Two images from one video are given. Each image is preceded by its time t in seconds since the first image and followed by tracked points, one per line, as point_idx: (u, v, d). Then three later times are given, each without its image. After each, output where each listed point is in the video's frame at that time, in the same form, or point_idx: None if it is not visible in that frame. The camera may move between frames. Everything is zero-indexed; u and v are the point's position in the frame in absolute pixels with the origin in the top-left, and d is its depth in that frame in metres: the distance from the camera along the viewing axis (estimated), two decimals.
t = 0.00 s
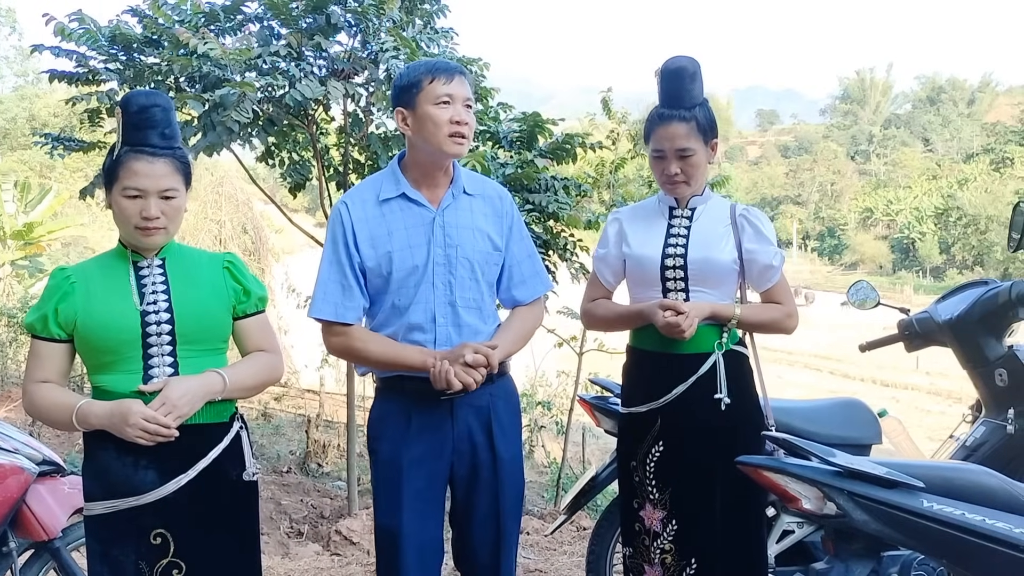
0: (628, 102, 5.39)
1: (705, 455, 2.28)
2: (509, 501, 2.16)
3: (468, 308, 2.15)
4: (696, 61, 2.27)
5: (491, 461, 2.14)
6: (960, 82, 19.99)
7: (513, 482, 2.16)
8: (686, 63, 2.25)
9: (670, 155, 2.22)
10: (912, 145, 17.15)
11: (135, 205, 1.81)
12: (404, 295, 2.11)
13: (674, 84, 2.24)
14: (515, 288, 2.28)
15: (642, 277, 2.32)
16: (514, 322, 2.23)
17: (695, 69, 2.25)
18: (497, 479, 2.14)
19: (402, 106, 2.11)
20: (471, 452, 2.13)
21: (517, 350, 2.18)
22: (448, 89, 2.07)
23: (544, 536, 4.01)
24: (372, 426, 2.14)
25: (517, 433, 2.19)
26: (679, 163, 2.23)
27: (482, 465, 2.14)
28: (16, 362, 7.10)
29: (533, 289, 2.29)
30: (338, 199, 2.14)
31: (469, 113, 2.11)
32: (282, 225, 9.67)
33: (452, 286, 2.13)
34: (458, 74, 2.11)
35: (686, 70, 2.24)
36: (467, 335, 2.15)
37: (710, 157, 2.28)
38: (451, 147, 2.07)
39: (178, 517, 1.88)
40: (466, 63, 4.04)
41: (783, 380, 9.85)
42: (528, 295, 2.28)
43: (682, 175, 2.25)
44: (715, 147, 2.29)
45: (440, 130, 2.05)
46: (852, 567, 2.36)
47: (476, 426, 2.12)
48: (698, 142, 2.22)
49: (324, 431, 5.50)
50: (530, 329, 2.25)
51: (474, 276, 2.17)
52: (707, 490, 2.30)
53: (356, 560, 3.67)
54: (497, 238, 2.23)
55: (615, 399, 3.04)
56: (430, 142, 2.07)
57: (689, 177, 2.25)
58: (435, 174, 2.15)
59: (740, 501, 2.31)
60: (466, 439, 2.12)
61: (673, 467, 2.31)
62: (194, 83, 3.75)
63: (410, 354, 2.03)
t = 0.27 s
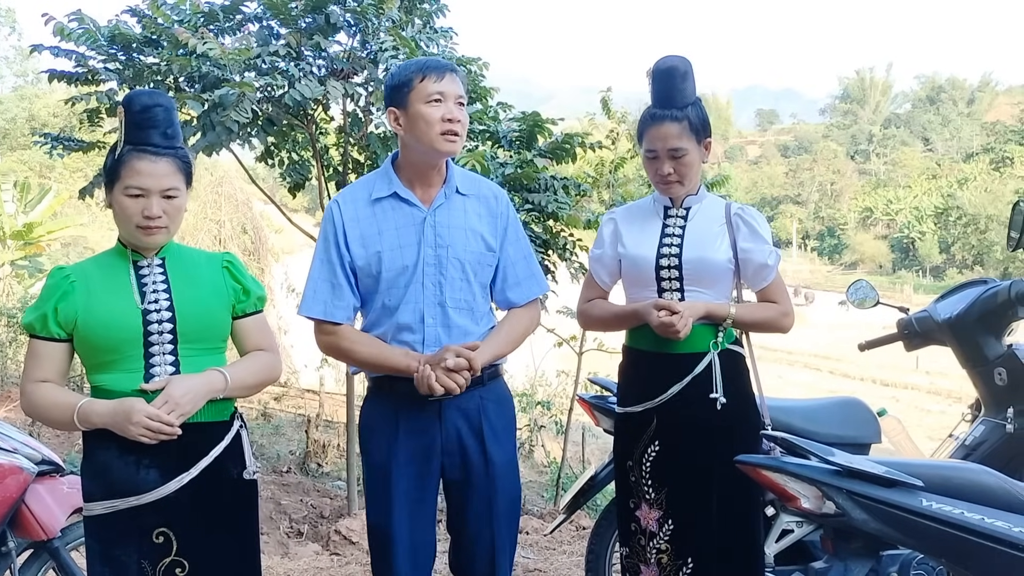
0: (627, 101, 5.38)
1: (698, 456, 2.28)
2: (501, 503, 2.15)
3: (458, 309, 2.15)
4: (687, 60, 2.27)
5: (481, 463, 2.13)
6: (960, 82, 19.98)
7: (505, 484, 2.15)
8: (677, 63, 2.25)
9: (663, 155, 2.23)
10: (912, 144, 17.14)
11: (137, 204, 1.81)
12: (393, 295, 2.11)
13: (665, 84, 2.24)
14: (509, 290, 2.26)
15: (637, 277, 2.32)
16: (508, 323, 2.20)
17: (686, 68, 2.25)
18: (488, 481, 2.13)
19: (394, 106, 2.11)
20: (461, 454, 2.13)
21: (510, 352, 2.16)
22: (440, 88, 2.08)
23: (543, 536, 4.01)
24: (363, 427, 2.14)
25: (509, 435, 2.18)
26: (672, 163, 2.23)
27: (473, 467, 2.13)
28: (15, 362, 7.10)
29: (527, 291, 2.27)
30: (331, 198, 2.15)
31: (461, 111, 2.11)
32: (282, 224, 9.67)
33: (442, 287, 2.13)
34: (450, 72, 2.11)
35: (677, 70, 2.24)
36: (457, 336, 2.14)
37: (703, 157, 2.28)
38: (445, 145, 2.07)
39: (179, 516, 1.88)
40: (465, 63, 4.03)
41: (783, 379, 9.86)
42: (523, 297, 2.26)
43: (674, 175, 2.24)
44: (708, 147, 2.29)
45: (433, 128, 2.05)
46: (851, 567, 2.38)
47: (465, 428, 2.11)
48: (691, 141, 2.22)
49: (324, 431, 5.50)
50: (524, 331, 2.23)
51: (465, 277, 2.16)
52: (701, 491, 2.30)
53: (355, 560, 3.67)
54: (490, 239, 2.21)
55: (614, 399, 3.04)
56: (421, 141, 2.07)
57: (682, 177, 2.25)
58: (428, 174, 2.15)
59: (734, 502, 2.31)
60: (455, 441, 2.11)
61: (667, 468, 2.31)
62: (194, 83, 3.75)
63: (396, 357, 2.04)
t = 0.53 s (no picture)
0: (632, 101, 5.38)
1: (702, 456, 2.28)
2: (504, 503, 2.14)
3: (458, 310, 2.15)
4: (691, 59, 2.27)
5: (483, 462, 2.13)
6: (966, 81, 19.92)
7: (509, 484, 2.14)
8: (681, 62, 2.25)
9: (667, 155, 2.23)
10: (918, 144, 17.09)
11: (143, 203, 1.82)
12: (393, 296, 2.11)
13: (669, 84, 2.24)
14: (507, 290, 2.27)
15: (642, 276, 2.32)
16: (506, 324, 2.21)
17: (690, 67, 2.25)
18: (490, 480, 2.13)
19: (394, 107, 2.11)
20: (463, 453, 2.12)
21: (509, 352, 2.18)
22: (440, 89, 2.08)
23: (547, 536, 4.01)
24: (364, 428, 2.14)
25: (511, 433, 2.18)
26: (676, 162, 2.23)
27: (474, 466, 2.12)
28: (22, 362, 7.12)
29: (525, 292, 2.27)
30: (331, 198, 2.15)
31: (462, 112, 2.11)
32: (287, 224, 9.70)
33: (442, 287, 2.13)
34: (451, 73, 2.11)
35: (681, 69, 2.24)
36: (457, 336, 2.15)
37: (708, 156, 2.27)
38: (445, 146, 2.08)
39: (184, 515, 1.89)
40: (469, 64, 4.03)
41: (789, 379, 9.84)
42: (521, 298, 2.27)
43: (679, 174, 2.25)
44: (713, 146, 2.29)
45: (433, 130, 2.06)
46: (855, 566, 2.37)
47: (466, 427, 2.11)
48: (695, 141, 2.21)
49: (329, 430, 5.51)
50: (519, 332, 2.23)
51: (465, 277, 2.17)
52: (705, 490, 2.30)
53: (359, 559, 3.68)
54: (490, 240, 2.22)
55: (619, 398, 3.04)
56: (423, 142, 2.07)
57: (687, 177, 2.25)
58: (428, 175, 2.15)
59: (737, 502, 2.30)
60: (457, 440, 2.11)
61: (671, 468, 2.31)
62: (199, 83, 3.76)
63: (396, 355, 2.04)
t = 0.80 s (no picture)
0: (652, 101, 5.36)
1: (726, 456, 2.27)
2: (527, 500, 2.15)
3: (478, 310, 2.17)
4: (718, 59, 2.26)
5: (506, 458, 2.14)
6: (991, 79, 19.67)
7: (532, 481, 2.15)
8: (708, 62, 2.24)
9: (693, 154, 2.22)
10: (942, 143, 16.89)
11: (165, 205, 1.84)
12: (414, 297, 2.12)
13: (695, 83, 2.24)
14: (520, 289, 2.29)
15: (666, 276, 2.32)
16: (519, 324, 2.26)
17: (717, 67, 2.24)
18: (514, 477, 2.13)
19: (411, 109, 2.12)
20: (486, 450, 2.13)
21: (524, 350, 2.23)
22: (456, 92, 2.08)
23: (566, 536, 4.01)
24: (384, 427, 2.14)
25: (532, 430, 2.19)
26: (702, 161, 2.23)
27: (498, 463, 2.13)
28: (47, 360, 7.22)
29: (537, 290, 2.30)
30: (348, 199, 2.14)
31: (478, 113, 2.11)
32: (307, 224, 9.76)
33: (462, 287, 2.14)
34: (468, 76, 2.11)
35: (708, 68, 2.24)
36: (477, 336, 2.17)
37: (734, 156, 2.27)
38: (462, 149, 2.09)
39: (206, 513, 1.91)
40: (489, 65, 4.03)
41: (809, 381, 9.77)
42: (534, 295, 2.30)
43: (705, 174, 2.24)
44: (739, 145, 2.28)
45: (450, 133, 2.06)
46: (876, 568, 2.31)
47: (490, 423, 2.13)
48: (721, 140, 2.21)
49: (349, 429, 5.54)
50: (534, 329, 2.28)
51: (484, 277, 2.18)
52: (730, 491, 2.29)
53: (379, 557, 3.70)
54: (505, 239, 2.24)
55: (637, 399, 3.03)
56: (440, 145, 2.08)
57: (712, 177, 2.24)
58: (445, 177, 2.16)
59: (762, 503, 2.29)
60: (480, 436, 2.12)
61: (694, 468, 2.30)
62: (221, 85, 3.80)
63: (421, 356, 2.04)
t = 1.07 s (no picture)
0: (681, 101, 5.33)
1: (764, 457, 2.25)
2: (558, 499, 2.17)
3: (511, 306, 2.18)
4: (757, 57, 2.23)
5: (540, 451, 2.15)
6: None
7: (563, 479, 2.17)
8: (747, 61, 2.22)
9: (730, 154, 2.21)
10: (975, 142, 16.61)
11: (193, 206, 1.86)
12: (449, 296, 2.12)
13: (733, 80, 2.22)
14: (545, 285, 2.31)
15: (704, 276, 2.31)
16: (546, 318, 2.29)
17: (755, 65, 2.22)
18: (548, 475, 2.15)
19: (435, 109, 2.12)
20: (520, 445, 2.14)
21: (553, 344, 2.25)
22: (477, 89, 2.08)
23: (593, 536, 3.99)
24: (417, 426, 2.12)
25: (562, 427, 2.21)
26: (739, 160, 2.21)
27: (533, 460, 2.15)
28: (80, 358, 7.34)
29: (562, 285, 2.33)
30: (377, 200, 2.14)
31: (502, 109, 2.11)
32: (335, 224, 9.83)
33: (496, 285, 2.15)
34: (489, 72, 2.11)
35: (745, 67, 2.21)
36: (510, 332, 2.18)
37: (772, 154, 2.25)
38: (487, 146, 2.09)
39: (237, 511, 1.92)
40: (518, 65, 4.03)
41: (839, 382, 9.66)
42: (559, 291, 2.32)
43: (742, 172, 2.22)
44: (778, 144, 2.26)
45: (474, 131, 2.07)
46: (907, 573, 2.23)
47: (524, 420, 2.14)
48: (759, 139, 2.19)
49: (376, 428, 5.57)
50: (558, 326, 2.29)
51: (515, 274, 2.19)
52: (768, 493, 2.27)
53: (406, 557, 3.70)
54: (532, 236, 2.26)
55: (665, 400, 3.01)
56: (466, 143, 2.08)
57: (749, 175, 2.23)
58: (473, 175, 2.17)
59: (801, 508, 2.26)
60: (515, 432, 2.14)
61: (732, 468, 2.28)
62: (251, 86, 3.84)
63: (461, 356, 2.05)
